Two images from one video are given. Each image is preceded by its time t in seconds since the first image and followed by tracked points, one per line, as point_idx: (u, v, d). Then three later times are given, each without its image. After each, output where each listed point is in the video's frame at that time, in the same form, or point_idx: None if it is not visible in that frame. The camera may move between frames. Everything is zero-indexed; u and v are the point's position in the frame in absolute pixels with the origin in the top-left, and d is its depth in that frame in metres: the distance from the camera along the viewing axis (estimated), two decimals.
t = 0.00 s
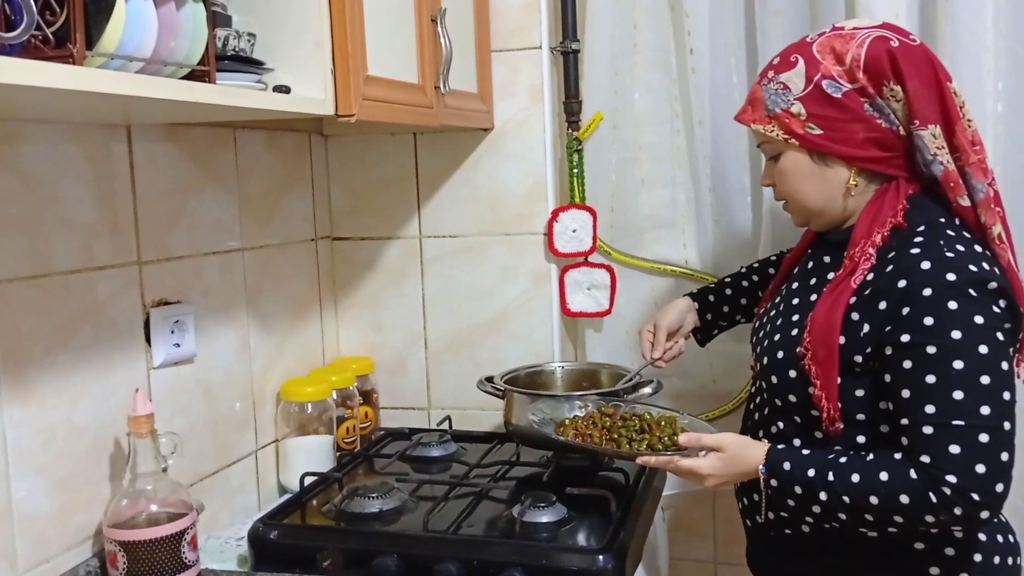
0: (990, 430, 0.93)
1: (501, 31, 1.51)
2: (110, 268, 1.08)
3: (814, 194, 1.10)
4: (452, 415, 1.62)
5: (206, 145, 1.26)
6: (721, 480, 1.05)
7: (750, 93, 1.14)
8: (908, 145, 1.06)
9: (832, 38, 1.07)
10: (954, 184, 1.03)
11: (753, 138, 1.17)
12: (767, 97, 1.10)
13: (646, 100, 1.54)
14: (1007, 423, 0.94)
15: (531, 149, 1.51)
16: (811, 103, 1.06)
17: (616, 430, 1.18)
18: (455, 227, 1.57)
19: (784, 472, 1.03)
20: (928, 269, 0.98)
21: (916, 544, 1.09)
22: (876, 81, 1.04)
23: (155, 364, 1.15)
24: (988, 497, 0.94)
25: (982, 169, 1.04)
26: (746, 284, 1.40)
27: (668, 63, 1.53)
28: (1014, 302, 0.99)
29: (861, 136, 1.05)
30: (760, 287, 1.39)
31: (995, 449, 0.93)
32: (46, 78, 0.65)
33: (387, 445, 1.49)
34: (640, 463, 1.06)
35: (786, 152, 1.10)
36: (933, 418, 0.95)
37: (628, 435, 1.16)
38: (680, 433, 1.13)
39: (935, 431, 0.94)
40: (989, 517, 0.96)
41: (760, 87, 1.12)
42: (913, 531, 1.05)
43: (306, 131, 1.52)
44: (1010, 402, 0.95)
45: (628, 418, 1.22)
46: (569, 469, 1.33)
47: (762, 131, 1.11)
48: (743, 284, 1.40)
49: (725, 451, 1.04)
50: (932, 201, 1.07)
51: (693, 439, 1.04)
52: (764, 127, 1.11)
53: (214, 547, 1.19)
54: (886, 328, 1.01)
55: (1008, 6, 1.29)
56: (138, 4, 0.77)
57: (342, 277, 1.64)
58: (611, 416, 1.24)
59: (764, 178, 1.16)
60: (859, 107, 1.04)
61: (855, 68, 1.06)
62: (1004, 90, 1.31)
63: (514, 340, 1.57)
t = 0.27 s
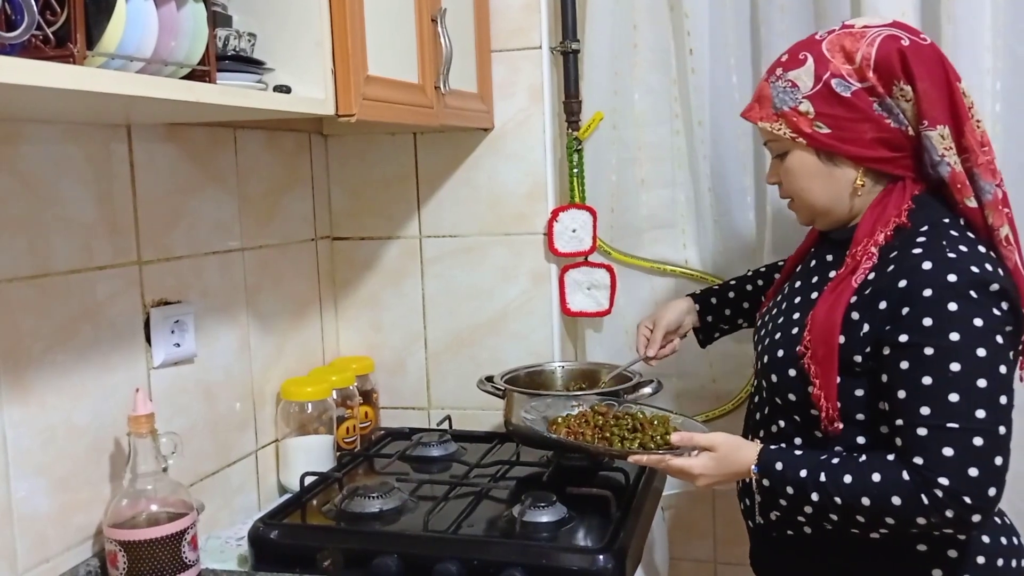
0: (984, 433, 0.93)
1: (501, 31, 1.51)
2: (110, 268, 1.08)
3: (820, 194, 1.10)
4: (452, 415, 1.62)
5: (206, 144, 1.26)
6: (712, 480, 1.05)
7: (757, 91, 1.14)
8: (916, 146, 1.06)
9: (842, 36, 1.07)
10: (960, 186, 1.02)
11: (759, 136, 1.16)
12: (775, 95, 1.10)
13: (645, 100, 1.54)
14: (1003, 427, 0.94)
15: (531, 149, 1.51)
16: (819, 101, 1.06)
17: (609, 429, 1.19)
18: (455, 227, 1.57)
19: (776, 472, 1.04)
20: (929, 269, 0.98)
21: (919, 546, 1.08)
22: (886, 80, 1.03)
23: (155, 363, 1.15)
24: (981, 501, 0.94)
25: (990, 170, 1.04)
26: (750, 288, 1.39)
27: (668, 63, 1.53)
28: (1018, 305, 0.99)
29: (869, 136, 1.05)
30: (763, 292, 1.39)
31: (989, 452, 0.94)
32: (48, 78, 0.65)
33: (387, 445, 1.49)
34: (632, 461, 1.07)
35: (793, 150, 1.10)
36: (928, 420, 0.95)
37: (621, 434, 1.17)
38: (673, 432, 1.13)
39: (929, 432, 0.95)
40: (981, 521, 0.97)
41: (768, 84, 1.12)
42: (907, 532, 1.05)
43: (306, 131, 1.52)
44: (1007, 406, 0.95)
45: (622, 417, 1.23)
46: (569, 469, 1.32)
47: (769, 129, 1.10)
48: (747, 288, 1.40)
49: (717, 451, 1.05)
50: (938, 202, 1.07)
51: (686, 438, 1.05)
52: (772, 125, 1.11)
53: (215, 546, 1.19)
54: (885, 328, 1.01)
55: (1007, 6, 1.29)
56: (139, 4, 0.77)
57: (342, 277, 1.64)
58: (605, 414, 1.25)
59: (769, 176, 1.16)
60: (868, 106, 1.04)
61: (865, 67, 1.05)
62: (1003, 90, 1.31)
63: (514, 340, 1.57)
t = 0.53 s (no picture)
0: (977, 439, 0.93)
1: (501, 30, 1.51)
2: (109, 268, 1.08)
3: (833, 191, 1.09)
4: (452, 415, 1.62)
5: (205, 144, 1.26)
6: (704, 481, 1.06)
7: (772, 84, 1.13)
8: (932, 147, 1.06)
9: (865, 31, 1.06)
10: (972, 188, 1.02)
11: (770, 130, 1.15)
12: (792, 89, 1.09)
13: (645, 100, 1.54)
14: (996, 434, 0.94)
15: (531, 149, 1.51)
16: (839, 96, 1.06)
17: (599, 429, 1.19)
18: (455, 227, 1.57)
19: (767, 473, 1.04)
20: (931, 272, 0.98)
21: (921, 549, 1.08)
22: (908, 78, 1.03)
23: (154, 363, 1.15)
24: (971, 507, 0.94)
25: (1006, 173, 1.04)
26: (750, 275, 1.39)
27: (668, 63, 1.53)
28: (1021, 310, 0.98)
29: (887, 135, 1.05)
30: (764, 280, 1.39)
31: (981, 459, 0.93)
32: (48, 77, 0.65)
33: (387, 445, 1.48)
34: (622, 461, 1.07)
35: (808, 146, 1.09)
36: (921, 423, 0.95)
37: (611, 434, 1.17)
38: (664, 432, 1.14)
39: (921, 436, 0.94)
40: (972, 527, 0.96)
41: (784, 78, 1.11)
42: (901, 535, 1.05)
43: (306, 131, 1.52)
44: (1003, 413, 0.94)
45: (614, 416, 1.23)
46: (569, 469, 1.32)
47: (784, 123, 1.10)
48: (747, 275, 1.39)
49: (708, 451, 1.05)
50: (947, 204, 1.07)
51: (676, 438, 1.05)
52: (787, 118, 1.10)
53: (215, 546, 1.19)
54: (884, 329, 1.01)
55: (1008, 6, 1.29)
56: (138, 2, 0.77)
57: (342, 276, 1.64)
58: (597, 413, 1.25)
59: (777, 171, 1.15)
60: (888, 104, 1.04)
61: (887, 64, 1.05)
62: (1004, 90, 1.30)
63: (514, 340, 1.57)
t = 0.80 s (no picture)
0: (985, 443, 0.93)
1: (501, 31, 1.51)
2: (109, 267, 1.08)
3: (851, 189, 1.08)
4: (452, 415, 1.62)
5: (205, 144, 1.25)
6: (707, 481, 1.06)
7: (786, 81, 1.11)
8: (948, 147, 1.06)
9: (883, 29, 1.06)
10: (987, 187, 1.03)
11: (782, 129, 1.14)
12: (810, 85, 1.07)
13: (645, 100, 1.54)
14: (1004, 439, 0.93)
15: (531, 149, 1.51)
16: (858, 94, 1.04)
17: (602, 431, 1.19)
18: (455, 226, 1.57)
19: (770, 474, 1.04)
20: (940, 274, 0.98)
21: (922, 552, 1.07)
22: (929, 76, 1.03)
23: (155, 363, 1.15)
24: (976, 511, 0.94)
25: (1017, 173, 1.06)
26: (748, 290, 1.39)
27: (669, 62, 1.53)
28: None
29: (907, 133, 1.04)
30: (747, 283, 1.39)
31: (988, 463, 0.93)
32: (47, 76, 0.65)
33: (387, 445, 1.48)
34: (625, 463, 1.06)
35: (825, 144, 1.08)
36: (929, 427, 0.94)
37: (614, 435, 1.16)
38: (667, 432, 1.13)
39: (929, 440, 0.94)
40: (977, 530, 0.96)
41: (801, 75, 1.09)
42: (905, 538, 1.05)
43: (305, 131, 1.52)
44: (1010, 418, 0.94)
45: (618, 419, 1.22)
46: (567, 471, 1.31)
47: (801, 120, 1.08)
48: (732, 278, 1.39)
49: (712, 451, 1.05)
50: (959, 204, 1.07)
51: (679, 439, 1.05)
52: (804, 116, 1.08)
53: (215, 546, 1.19)
54: (893, 331, 1.01)
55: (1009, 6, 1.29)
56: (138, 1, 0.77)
57: (342, 276, 1.64)
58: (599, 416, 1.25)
59: (788, 170, 1.14)
60: (909, 101, 1.03)
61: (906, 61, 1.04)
62: (1005, 89, 1.30)
63: (514, 340, 1.57)
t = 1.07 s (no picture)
0: (1004, 445, 0.93)
1: (501, 29, 1.51)
2: (108, 266, 1.07)
3: (864, 188, 1.07)
4: (453, 414, 1.62)
5: (204, 142, 1.25)
6: (718, 490, 1.04)
7: (799, 77, 1.10)
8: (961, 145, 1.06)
9: (898, 24, 1.06)
10: (999, 185, 1.04)
11: (792, 125, 1.12)
12: (825, 81, 1.06)
13: (646, 98, 1.54)
14: None
15: (532, 147, 1.51)
16: (875, 89, 1.04)
17: (610, 435, 1.17)
18: (456, 225, 1.57)
19: (784, 481, 1.03)
20: (959, 274, 0.98)
21: (937, 553, 1.07)
22: (945, 72, 1.03)
23: (155, 362, 1.15)
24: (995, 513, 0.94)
25: None
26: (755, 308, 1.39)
27: (670, 60, 1.53)
28: None
29: (923, 130, 1.04)
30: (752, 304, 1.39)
31: (1008, 465, 0.93)
32: (46, 73, 0.64)
33: (387, 444, 1.48)
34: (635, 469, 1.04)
35: (841, 140, 1.06)
36: (949, 428, 0.94)
37: (623, 441, 1.14)
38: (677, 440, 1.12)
39: (949, 442, 0.94)
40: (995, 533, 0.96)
41: (814, 70, 1.08)
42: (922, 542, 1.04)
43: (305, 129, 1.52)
44: None
45: (624, 422, 1.21)
46: (566, 470, 1.31)
47: (817, 116, 1.06)
48: (737, 303, 1.39)
49: (724, 459, 1.03)
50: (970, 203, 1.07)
51: (692, 445, 1.03)
52: (818, 112, 1.06)
53: (215, 546, 1.19)
54: (911, 332, 1.01)
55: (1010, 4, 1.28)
56: None
57: (342, 275, 1.63)
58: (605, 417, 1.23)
59: (797, 166, 1.12)
60: (926, 97, 1.03)
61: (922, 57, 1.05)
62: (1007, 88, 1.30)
63: (515, 339, 1.57)
